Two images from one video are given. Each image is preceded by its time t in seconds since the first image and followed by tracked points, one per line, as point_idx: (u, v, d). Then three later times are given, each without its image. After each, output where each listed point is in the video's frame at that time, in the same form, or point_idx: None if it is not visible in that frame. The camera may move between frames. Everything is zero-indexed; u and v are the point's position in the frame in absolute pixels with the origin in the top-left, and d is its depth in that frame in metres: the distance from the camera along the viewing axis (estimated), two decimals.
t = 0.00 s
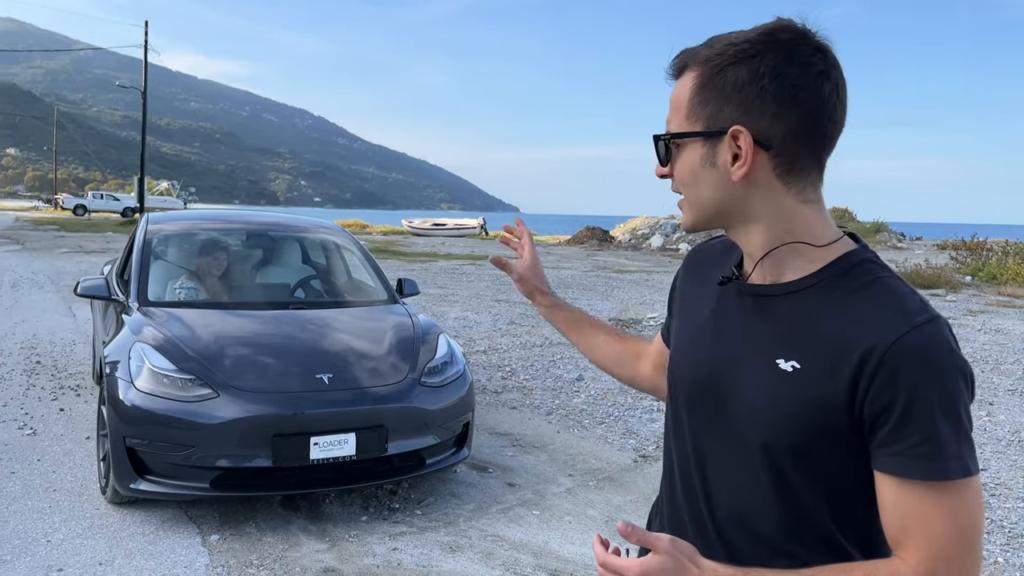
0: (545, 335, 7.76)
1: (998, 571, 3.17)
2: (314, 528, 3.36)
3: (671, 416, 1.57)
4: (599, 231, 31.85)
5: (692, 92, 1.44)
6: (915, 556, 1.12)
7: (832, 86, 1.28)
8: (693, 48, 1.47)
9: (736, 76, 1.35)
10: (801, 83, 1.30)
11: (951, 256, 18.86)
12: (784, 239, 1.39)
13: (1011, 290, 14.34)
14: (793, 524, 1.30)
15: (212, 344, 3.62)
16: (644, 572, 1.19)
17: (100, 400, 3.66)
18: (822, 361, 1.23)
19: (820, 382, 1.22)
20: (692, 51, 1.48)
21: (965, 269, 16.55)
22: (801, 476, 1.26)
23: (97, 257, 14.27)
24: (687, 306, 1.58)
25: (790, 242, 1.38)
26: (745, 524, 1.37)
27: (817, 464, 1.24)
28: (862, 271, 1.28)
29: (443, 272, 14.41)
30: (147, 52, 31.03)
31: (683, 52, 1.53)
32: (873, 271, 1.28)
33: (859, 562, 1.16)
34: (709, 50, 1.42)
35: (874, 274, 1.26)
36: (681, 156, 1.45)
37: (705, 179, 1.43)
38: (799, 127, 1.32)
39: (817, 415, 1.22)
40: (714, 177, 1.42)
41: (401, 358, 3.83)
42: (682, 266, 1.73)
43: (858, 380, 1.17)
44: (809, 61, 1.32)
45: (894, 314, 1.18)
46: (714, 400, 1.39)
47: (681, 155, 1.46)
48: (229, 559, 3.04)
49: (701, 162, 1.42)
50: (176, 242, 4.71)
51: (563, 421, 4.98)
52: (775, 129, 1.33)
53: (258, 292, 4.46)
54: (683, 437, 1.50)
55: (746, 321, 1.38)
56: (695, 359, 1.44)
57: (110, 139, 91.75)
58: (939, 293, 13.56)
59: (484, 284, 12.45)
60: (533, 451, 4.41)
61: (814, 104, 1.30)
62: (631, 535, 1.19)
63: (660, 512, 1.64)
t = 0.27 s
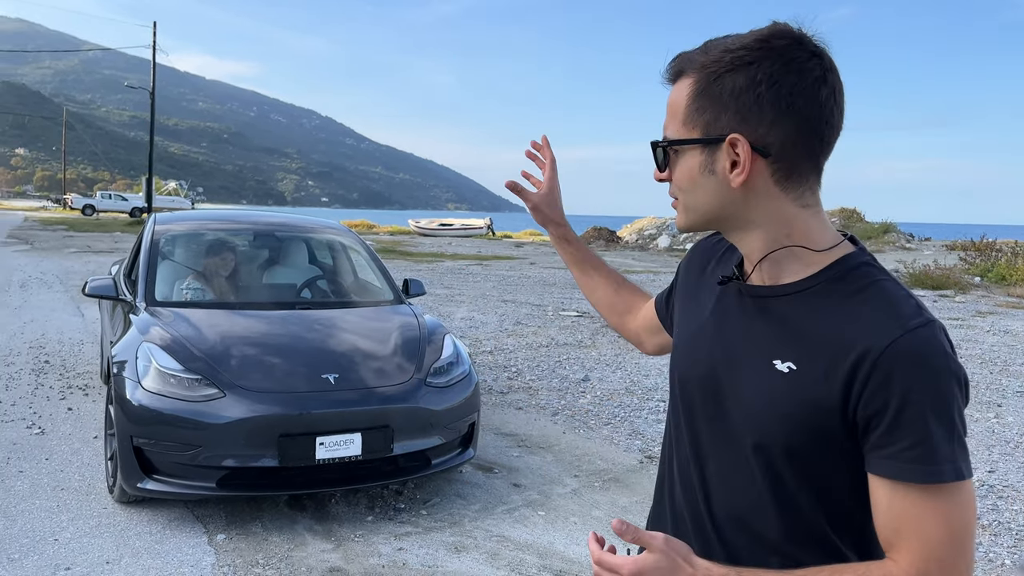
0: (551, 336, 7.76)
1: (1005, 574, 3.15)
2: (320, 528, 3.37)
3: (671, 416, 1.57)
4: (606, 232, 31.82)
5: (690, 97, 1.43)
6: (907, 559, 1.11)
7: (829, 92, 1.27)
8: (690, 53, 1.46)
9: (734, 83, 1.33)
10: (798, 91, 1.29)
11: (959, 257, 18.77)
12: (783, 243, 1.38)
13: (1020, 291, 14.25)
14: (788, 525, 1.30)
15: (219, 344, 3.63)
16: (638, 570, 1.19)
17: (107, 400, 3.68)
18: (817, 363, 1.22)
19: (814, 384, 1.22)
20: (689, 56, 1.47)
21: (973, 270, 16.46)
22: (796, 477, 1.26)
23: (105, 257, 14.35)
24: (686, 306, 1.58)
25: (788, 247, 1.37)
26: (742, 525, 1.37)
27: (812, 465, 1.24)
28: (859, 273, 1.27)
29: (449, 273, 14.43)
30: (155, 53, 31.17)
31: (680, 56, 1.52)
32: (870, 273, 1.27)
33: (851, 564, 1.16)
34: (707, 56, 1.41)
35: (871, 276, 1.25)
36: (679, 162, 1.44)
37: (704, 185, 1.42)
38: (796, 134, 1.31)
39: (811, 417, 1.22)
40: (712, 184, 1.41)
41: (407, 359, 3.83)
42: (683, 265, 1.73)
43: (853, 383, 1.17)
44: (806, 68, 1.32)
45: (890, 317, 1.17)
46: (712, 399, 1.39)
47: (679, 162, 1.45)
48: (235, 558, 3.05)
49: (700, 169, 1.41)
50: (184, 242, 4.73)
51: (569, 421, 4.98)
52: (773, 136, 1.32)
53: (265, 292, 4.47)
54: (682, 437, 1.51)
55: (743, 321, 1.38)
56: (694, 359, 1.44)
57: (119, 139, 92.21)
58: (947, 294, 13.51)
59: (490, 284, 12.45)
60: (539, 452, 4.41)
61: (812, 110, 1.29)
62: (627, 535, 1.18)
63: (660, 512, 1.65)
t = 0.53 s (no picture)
0: (559, 336, 7.75)
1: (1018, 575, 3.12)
2: (328, 527, 3.37)
3: (679, 414, 1.56)
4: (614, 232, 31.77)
5: (695, 102, 1.41)
6: (916, 558, 1.10)
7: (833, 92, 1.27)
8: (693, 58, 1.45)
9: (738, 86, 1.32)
10: (802, 92, 1.28)
11: (971, 256, 18.63)
12: (792, 244, 1.37)
13: None
14: (798, 524, 1.29)
15: (228, 344, 3.64)
16: (647, 567, 1.18)
17: (117, 399, 3.70)
18: (827, 362, 1.21)
19: (823, 384, 1.21)
20: (691, 61, 1.47)
21: (984, 270, 16.33)
22: (806, 477, 1.25)
23: (116, 257, 14.44)
24: (694, 304, 1.57)
25: (797, 248, 1.36)
26: (751, 523, 1.36)
27: (822, 466, 1.23)
28: (868, 272, 1.26)
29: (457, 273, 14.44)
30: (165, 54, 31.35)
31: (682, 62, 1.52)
32: (878, 272, 1.26)
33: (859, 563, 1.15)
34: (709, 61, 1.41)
35: (879, 275, 1.24)
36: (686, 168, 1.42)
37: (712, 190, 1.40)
38: (803, 135, 1.30)
39: (821, 417, 1.21)
40: (720, 188, 1.39)
41: (416, 358, 3.83)
42: (692, 263, 1.72)
43: (862, 383, 1.16)
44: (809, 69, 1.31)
45: (900, 317, 1.16)
46: (720, 398, 1.38)
47: (685, 168, 1.44)
48: (244, 557, 3.06)
49: (706, 174, 1.39)
50: (194, 242, 4.75)
51: (578, 421, 4.96)
52: (779, 138, 1.31)
53: (274, 292, 4.49)
54: (691, 436, 1.50)
55: (752, 320, 1.37)
56: (702, 358, 1.43)
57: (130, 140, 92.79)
58: (958, 294, 13.41)
59: (499, 284, 12.45)
60: (547, 452, 4.40)
61: (817, 111, 1.28)
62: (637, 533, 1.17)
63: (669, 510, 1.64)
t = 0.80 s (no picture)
0: (568, 336, 7.74)
1: None
2: (338, 527, 3.38)
3: (690, 414, 1.55)
4: (623, 231, 31.71)
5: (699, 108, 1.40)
6: (935, 554, 1.09)
7: (837, 90, 1.26)
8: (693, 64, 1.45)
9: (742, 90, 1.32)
10: (805, 92, 1.28)
11: (982, 256, 18.48)
12: (803, 244, 1.35)
13: None
14: (814, 523, 1.28)
15: (238, 344, 3.66)
16: (664, 568, 1.17)
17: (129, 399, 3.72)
18: (840, 359, 1.20)
19: (837, 382, 1.20)
20: (691, 67, 1.46)
21: (996, 269, 16.19)
22: (821, 475, 1.24)
23: (127, 258, 14.53)
24: (703, 305, 1.56)
25: (808, 247, 1.35)
26: (766, 523, 1.35)
27: (837, 464, 1.22)
28: (879, 268, 1.25)
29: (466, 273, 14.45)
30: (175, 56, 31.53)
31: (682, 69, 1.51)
32: (890, 267, 1.25)
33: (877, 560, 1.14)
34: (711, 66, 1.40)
35: (891, 269, 1.23)
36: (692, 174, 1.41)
37: (720, 195, 1.39)
38: (809, 135, 1.29)
39: (835, 415, 1.20)
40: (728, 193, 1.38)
41: (425, 358, 3.83)
42: (700, 264, 1.71)
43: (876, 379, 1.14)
44: (810, 69, 1.31)
45: (913, 312, 1.15)
46: (733, 397, 1.37)
47: (692, 174, 1.43)
48: (255, 556, 3.07)
49: (713, 180, 1.38)
50: (204, 243, 4.77)
51: (587, 421, 4.95)
52: (785, 140, 1.30)
53: (284, 292, 4.50)
54: (703, 436, 1.49)
55: (763, 319, 1.36)
56: (713, 357, 1.43)
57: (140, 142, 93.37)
58: (970, 293, 13.30)
59: (507, 284, 12.44)
60: (556, 452, 4.39)
61: (821, 111, 1.28)
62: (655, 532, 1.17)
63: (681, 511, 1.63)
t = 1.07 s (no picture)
0: (577, 335, 7.73)
1: None
2: (347, 526, 3.38)
3: (696, 418, 1.54)
4: (631, 231, 31.65)
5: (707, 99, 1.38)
6: (953, 552, 1.08)
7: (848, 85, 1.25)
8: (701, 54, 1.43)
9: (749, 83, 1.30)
10: (816, 87, 1.27)
11: (994, 254, 18.33)
12: (809, 240, 1.34)
13: None
14: (828, 524, 1.27)
15: (248, 344, 3.67)
16: None
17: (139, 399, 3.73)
18: (851, 359, 1.19)
19: (849, 382, 1.18)
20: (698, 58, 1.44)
21: (1008, 268, 16.06)
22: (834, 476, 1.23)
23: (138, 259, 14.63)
24: (707, 308, 1.55)
25: (814, 243, 1.34)
26: (779, 526, 1.34)
27: (851, 465, 1.20)
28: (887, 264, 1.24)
29: (475, 273, 14.45)
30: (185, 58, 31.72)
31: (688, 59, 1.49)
32: (898, 263, 1.24)
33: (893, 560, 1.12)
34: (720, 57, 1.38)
35: (899, 266, 1.23)
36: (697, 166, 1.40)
37: (726, 189, 1.37)
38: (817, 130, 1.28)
39: (848, 415, 1.18)
40: (734, 187, 1.37)
41: (434, 358, 3.83)
42: (701, 268, 1.71)
43: (890, 378, 1.13)
44: (821, 64, 1.30)
45: (924, 308, 1.14)
46: (741, 400, 1.35)
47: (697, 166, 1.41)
48: (265, 555, 3.08)
49: (719, 172, 1.37)
50: (214, 243, 4.79)
51: (596, 421, 4.94)
52: (794, 134, 1.29)
53: (293, 293, 4.51)
54: (710, 440, 1.47)
55: (770, 319, 1.35)
56: (720, 360, 1.41)
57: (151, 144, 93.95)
58: (982, 292, 13.18)
59: (516, 284, 12.44)
60: (565, 451, 4.38)
61: (831, 106, 1.27)
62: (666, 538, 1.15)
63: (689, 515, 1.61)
